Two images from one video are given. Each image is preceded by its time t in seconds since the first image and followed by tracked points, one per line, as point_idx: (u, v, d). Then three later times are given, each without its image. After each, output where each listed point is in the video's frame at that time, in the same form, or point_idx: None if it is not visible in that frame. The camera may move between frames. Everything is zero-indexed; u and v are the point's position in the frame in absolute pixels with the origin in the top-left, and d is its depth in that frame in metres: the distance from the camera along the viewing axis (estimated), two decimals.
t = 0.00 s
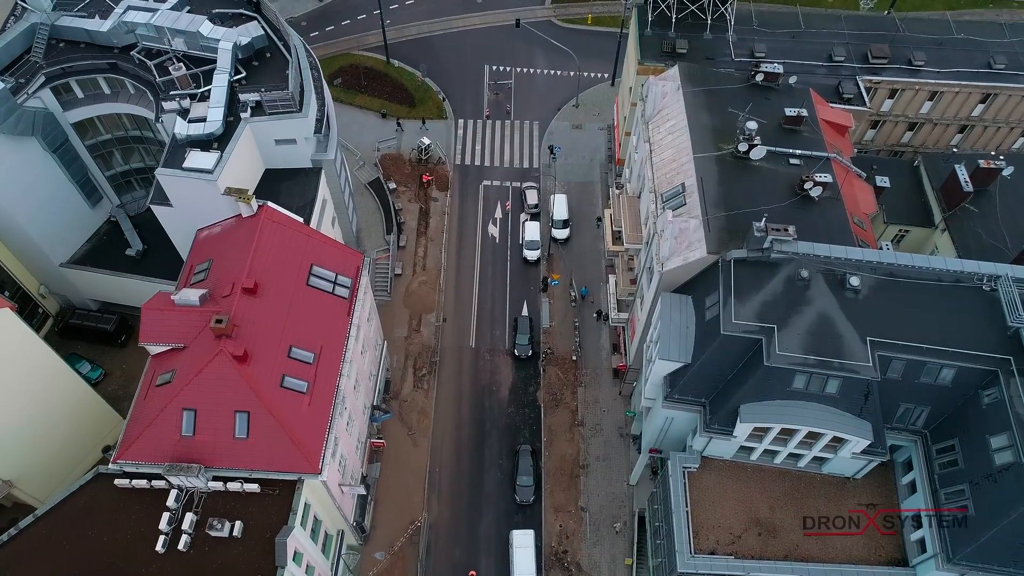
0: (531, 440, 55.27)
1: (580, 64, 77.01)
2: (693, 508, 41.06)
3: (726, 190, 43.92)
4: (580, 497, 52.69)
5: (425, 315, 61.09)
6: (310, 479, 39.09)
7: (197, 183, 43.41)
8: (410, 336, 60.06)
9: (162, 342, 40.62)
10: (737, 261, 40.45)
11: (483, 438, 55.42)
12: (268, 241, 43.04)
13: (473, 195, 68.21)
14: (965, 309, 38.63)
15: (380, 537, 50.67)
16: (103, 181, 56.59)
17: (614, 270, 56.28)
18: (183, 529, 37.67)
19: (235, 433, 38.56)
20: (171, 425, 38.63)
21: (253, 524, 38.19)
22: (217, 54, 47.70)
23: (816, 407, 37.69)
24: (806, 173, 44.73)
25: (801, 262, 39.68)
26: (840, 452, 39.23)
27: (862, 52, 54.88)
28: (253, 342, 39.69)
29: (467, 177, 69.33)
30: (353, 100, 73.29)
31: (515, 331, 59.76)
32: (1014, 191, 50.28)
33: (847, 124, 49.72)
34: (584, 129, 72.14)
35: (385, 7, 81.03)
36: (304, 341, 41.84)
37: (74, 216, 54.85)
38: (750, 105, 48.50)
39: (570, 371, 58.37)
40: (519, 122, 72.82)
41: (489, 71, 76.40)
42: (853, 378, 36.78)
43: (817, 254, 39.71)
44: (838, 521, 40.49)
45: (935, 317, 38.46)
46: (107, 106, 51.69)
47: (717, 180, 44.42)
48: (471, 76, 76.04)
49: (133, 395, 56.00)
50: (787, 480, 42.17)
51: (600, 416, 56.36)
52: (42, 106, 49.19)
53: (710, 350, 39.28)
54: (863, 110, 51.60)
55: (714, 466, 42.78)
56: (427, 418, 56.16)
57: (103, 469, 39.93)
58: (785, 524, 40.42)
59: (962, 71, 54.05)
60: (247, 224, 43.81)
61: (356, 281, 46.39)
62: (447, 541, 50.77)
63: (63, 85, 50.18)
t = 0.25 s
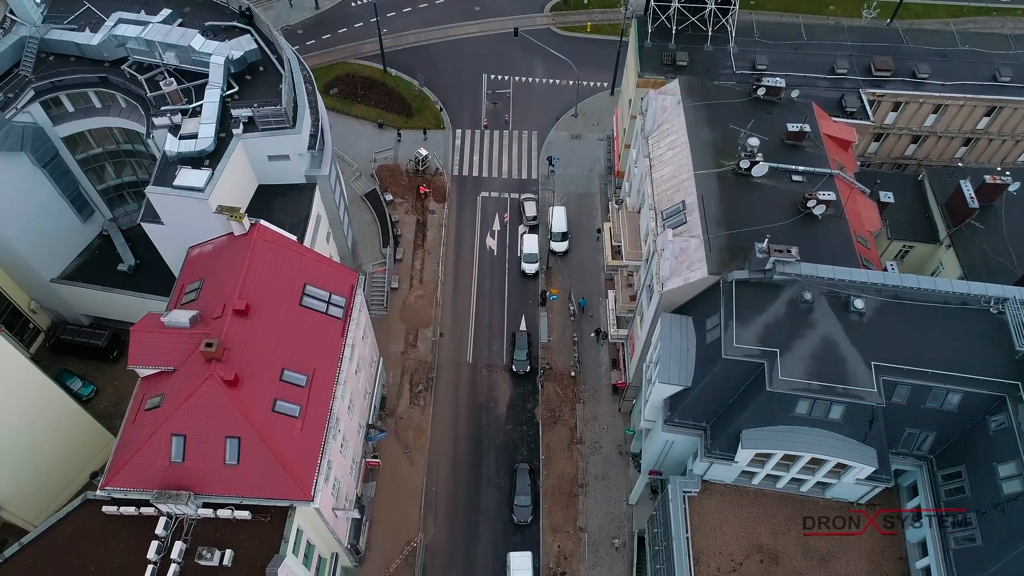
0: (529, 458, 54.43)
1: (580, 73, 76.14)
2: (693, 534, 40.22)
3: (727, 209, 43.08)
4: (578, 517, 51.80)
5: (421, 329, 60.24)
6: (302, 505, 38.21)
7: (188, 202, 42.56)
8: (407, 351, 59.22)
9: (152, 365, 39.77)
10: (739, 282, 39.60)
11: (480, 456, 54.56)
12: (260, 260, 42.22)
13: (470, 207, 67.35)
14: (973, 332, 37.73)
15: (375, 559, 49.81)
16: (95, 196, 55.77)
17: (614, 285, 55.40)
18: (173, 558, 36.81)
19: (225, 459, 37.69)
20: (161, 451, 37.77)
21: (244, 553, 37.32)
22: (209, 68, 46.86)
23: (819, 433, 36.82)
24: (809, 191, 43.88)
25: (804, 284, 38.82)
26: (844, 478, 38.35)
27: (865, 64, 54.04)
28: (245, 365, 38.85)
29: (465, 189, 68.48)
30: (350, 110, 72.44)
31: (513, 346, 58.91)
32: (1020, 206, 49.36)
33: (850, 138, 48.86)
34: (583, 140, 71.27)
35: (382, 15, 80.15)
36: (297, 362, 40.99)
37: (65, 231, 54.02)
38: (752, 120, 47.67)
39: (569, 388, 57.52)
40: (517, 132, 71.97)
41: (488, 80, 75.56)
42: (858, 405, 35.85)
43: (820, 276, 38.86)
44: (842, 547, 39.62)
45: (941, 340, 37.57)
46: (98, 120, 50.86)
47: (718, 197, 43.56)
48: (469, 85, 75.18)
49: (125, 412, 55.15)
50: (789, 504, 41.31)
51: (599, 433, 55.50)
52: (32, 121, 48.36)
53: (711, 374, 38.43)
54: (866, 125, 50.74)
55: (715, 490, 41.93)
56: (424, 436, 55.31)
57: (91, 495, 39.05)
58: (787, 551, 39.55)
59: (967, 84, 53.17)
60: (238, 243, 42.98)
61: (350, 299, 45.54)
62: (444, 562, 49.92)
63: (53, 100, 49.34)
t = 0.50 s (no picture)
0: (527, 474, 53.63)
1: (579, 81, 75.40)
2: (694, 558, 39.44)
3: (728, 225, 42.34)
4: (577, 535, 50.97)
5: (418, 343, 59.48)
6: (294, 530, 37.39)
7: (179, 218, 41.80)
8: (403, 365, 58.43)
9: (142, 386, 38.98)
10: (740, 301, 38.85)
11: (477, 473, 53.77)
12: (253, 278, 41.50)
13: (468, 218, 66.60)
14: (979, 354, 36.92)
15: None
16: (87, 208, 54.99)
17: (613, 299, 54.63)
18: None
19: (216, 483, 36.88)
20: (150, 475, 36.95)
21: None
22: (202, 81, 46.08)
23: (824, 456, 36.10)
24: (811, 207, 43.16)
25: (807, 303, 38.06)
26: (848, 501, 37.55)
27: (868, 75, 53.31)
28: (236, 387, 38.11)
29: (463, 199, 67.73)
30: (347, 119, 71.70)
31: (511, 360, 58.14)
32: None
33: (853, 152, 48.10)
34: (582, 149, 70.56)
35: (379, 22, 79.40)
36: (290, 383, 40.25)
37: (57, 245, 53.22)
38: (753, 134, 47.00)
39: (568, 402, 56.77)
40: (516, 141, 71.22)
41: (486, 88, 74.83)
42: (862, 429, 35.02)
43: (823, 296, 38.09)
44: (846, 571, 38.80)
45: (947, 361, 36.79)
46: (90, 133, 50.08)
47: (719, 214, 42.82)
48: (467, 93, 74.41)
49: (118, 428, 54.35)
50: (792, 527, 40.53)
51: (598, 449, 54.73)
52: (22, 134, 47.55)
53: (712, 396, 37.69)
54: (869, 138, 50.00)
55: (716, 512, 41.16)
56: (421, 452, 54.50)
57: (81, 519, 38.16)
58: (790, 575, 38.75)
59: (972, 95, 52.42)
60: (231, 261, 42.28)
61: (345, 317, 44.83)
62: None
63: (44, 112, 48.54)
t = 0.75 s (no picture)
0: (525, 493, 52.70)
1: (578, 90, 74.52)
2: None
3: (730, 244, 41.49)
4: (577, 556, 49.99)
5: (415, 358, 58.59)
6: (286, 561, 36.38)
7: (169, 238, 40.92)
8: (400, 382, 57.52)
9: (130, 411, 37.98)
10: (743, 324, 37.98)
11: (475, 492, 52.82)
12: (244, 299, 40.59)
13: (465, 230, 65.71)
14: (988, 378, 36.03)
15: None
16: (77, 223, 54.10)
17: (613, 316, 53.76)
18: None
19: (206, 512, 35.82)
20: (138, 505, 35.83)
21: None
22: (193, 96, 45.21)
23: (829, 485, 35.26)
24: (815, 226, 42.29)
25: (811, 327, 37.19)
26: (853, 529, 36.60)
27: (872, 88, 52.47)
28: (227, 412, 37.17)
29: (460, 210, 66.84)
30: (343, 129, 70.81)
31: (509, 376, 57.26)
32: None
33: (857, 168, 47.25)
34: (581, 159, 69.68)
35: (376, 30, 78.51)
36: (282, 408, 39.33)
37: (47, 261, 52.33)
38: (755, 150, 46.16)
39: (567, 419, 55.87)
40: (514, 152, 70.35)
41: (484, 97, 73.95)
42: (868, 457, 34.11)
43: (827, 320, 37.18)
44: None
45: (955, 386, 35.88)
46: (79, 148, 49.18)
47: (720, 232, 41.95)
48: (464, 103, 73.52)
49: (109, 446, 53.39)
50: (795, 554, 39.61)
51: (598, 467, 53.81)
52: (10, 150, 46.66)
53: (714, 422, 36.80)
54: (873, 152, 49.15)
55: (718, 538, 40.25)
56: (417, 470, 53.55)
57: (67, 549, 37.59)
58: None
59: (977, 108, 51.55)
60: (222, 281, 41.40)
61: (339, 338, 43.91)
62: None
63: (32, 127, 47.66)
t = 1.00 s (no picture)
0: (524, 511, 51.92)
1: (577, 98, 73.78)
2: None
3: (732, 262, 40.76)
4: None
5: (412, 372, 57.83)
6: None
7: (160, 256, 40.18)
8: (397, 396, 56.77)
9: (120, 434, 37.18)
10: (745, 345, 37.25)
11: (473, 509, 52.04)
12: (237, 318, 39.90)
13: (464, 241, 64.96)
14: (995, 402, 35.23)
15: None
16: (69, 236, 53.33)
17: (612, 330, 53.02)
18: None
19: (197, 539, 34.92)
20: (128, 530, 34.87)
21: None
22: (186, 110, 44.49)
23: (832, 510, 34.45)
24: (818, 243, 41.55)
25: (814, 349, 36.46)
26: (857, 555, 35.74)
27: (875, 99, 51.76)
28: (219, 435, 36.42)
29: (458, 221, 66.10)
30: (340, 138, 70.07)
31: (508, 391, 56.49)
32: None
33: (860, 182, 46.53)
34: (581, 169, 68.94)
35: (374, 38, 77.78)
36: (275, 429, 38.60)
37: (38, 275, 51.56)
38: (757, 164, 45.44)
39: (566, 435, 55.11)
40: (513, 161, 69.61)
41: (483, 105, 73.21)
42: (873, 483, 33.35)
43: (831, 341, 36.42)
44: None
45: (962, 410, 35.09)
46: (71, 162, 48.46)
47: (722, 250, 41.23)
48: (463, 112, 72.79)
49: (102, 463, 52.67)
50: None
51: (597, 484, 53.05)
52: None
53: (715, 446, 36.07)
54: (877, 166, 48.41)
55: (720, 562, 39.42)
56: (414, 487, 52.76)
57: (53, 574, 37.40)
58: None
59: (982, 120, 50.81)
60: (215, 299, 40.68)
61: (333, 356, 43.18)
62: None
63: (23, 141, 46.96)
